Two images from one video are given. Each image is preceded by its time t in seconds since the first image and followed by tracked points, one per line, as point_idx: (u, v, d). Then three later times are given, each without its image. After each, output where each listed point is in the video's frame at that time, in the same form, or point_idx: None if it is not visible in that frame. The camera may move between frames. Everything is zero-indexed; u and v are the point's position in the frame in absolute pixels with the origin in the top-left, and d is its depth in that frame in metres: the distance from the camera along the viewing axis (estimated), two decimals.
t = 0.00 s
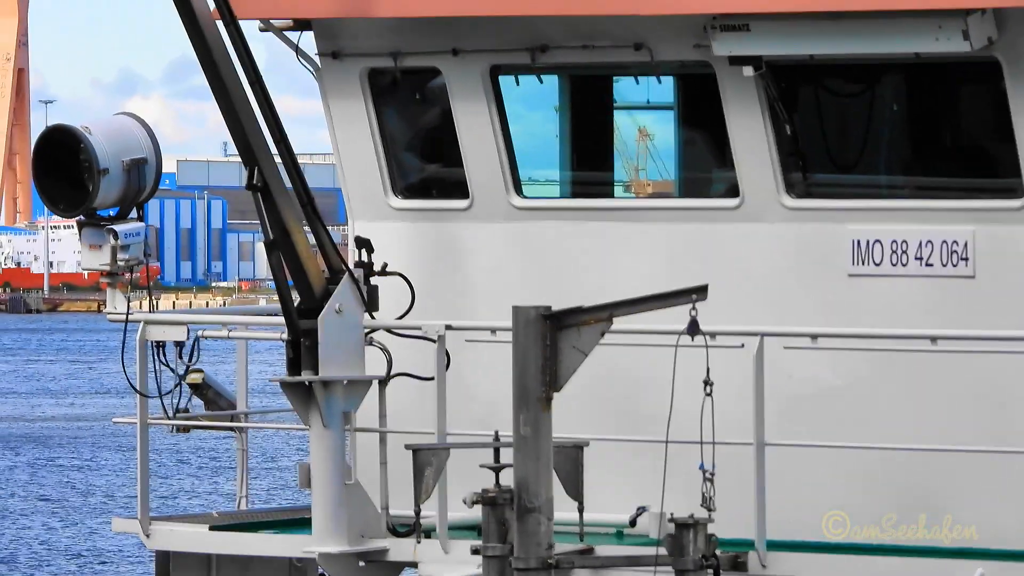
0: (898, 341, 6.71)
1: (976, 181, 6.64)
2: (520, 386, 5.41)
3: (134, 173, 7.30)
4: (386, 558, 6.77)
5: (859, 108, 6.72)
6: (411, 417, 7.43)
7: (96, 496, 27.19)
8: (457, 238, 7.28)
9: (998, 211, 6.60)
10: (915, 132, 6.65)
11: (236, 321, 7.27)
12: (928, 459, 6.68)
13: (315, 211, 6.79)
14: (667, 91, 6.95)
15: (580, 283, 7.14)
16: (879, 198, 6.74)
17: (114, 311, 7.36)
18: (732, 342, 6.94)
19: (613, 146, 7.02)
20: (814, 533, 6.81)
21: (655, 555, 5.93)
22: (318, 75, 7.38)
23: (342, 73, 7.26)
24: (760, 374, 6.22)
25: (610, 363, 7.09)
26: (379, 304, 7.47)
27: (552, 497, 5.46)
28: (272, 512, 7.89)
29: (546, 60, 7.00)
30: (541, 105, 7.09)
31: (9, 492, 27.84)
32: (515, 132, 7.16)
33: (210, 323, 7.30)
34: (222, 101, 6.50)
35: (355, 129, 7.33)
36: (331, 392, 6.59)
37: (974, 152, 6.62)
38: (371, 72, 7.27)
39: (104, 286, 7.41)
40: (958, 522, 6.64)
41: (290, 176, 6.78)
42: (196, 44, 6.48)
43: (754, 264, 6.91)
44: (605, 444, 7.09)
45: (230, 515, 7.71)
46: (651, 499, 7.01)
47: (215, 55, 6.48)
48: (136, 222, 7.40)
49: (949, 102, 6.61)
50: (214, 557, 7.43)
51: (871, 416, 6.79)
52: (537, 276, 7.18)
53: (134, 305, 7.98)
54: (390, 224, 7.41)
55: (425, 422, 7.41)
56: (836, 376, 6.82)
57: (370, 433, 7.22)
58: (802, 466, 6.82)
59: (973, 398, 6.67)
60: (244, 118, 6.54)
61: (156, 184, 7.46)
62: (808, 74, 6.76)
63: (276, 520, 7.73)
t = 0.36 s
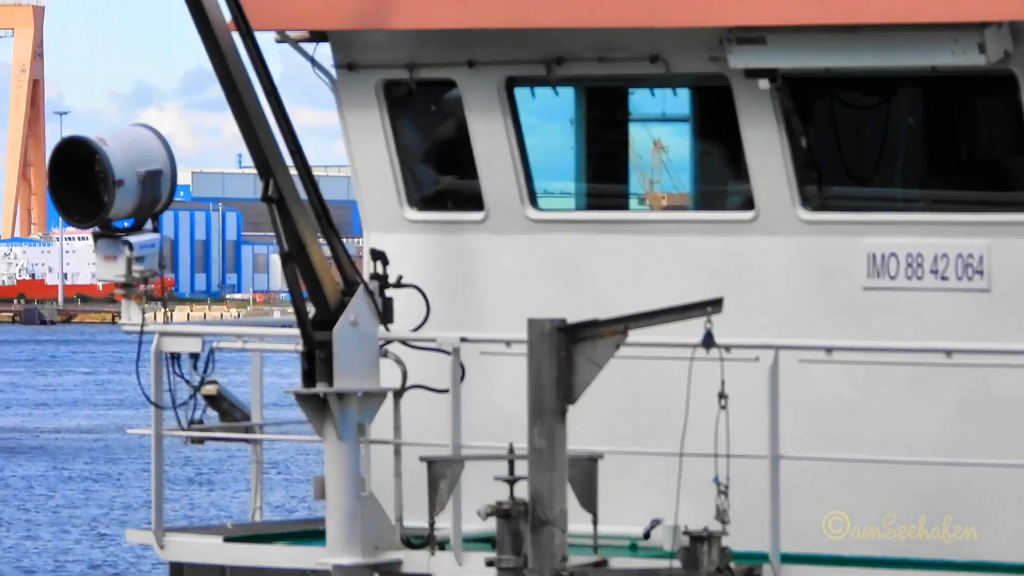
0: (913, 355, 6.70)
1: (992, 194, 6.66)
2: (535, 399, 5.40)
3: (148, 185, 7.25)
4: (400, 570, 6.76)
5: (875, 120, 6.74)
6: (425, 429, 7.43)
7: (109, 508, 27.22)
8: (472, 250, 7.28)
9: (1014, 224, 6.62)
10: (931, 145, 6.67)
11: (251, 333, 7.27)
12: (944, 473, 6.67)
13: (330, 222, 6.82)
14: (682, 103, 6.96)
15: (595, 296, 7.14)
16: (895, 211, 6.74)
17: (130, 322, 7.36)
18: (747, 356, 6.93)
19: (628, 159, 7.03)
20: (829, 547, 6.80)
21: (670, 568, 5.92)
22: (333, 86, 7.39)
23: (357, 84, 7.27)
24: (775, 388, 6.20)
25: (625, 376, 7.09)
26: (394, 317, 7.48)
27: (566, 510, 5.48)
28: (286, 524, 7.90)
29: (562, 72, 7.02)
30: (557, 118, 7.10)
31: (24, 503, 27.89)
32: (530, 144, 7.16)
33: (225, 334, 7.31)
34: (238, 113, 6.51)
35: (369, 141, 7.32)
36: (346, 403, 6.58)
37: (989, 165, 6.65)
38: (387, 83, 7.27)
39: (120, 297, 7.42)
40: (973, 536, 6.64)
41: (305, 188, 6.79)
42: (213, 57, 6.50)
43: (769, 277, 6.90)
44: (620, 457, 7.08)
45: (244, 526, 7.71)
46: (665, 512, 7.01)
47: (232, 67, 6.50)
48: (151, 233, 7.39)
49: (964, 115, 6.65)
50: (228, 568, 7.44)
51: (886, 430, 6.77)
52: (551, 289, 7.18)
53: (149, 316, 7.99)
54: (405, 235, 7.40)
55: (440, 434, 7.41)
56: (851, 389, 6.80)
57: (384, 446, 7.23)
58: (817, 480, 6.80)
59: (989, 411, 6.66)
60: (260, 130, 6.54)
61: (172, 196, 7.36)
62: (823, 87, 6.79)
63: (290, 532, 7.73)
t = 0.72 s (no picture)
0: (930, 368, 6.71)
1: (1009, 208, 6.67)
2: (552, 409, 5.22)
3: (165, 198, 7.25)
4: None
5: (892, 134, 6.73)
6: (442, 441, 7.46)
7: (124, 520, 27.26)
8: (490, 263, 7.31)
9: None
10: (948, 158, 6.67)
11: (268, 345, 7.28)
12: (960, 485, 6.70)
13: (348, 236, 6.73)
14: (700, 117, 6.96)
15: (612, 309, 7.15)
16: (912, 225, 6.75)
17: (147, 334, 7.37)
18: (764, 369, 6.94)
19: (644, 172, 7.05)
20: (846, 559, 6.82)
21: None
22: (351, 99, 7.41)
23: (375, 97, 7.29)
24: (793, 402, 6.20)
25: (642, 389, 7.10)
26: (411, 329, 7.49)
27: (583, 522, 5.31)
28: (303, 535, 7.92)
29: (579, 85, 7.02)
30: (574, 131, 7.10)
31: (38, 515, 27.90)
32: (547, 157, 7.18)
33: (242, 346, 7.33)
34: (257, 129, 6.42)
35: (387, 154, 7.35)
36: (363, 416, 6.55)
37: (1006, 179, 6.65)
38: (404, 96, 7.29)
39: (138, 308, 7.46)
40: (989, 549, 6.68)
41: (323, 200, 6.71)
42: (231, 71, 6.38)
43: (786, 290, 6.92)
44: (636, 470, 7.09)
45: (261, 538, 7.73)
46: (682, 525, 7.02)
47: (250, 82, 6.38)
48: (169, 245, 7.42)
49: (981, 130, 6.64)
50: None
51: (903, 443, 6.78)
52: (568, 302, 7.20)
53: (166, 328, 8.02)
54: (424, 248, 7.42)
55: (456, 446, 7.43)
56: (868, 402, 6.81)
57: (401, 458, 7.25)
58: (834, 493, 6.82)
59: (1006, 425, 6.68)
60: (278, 144, 6.45)
61: (189, 208, 7.38)
62: (840, 100, 6.78)
63: (307, 543, 7.75)
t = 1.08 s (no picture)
0: (952, 381, 6.70)
1: None
2: (573, 421, 5.13)
3: (186, 210, 7.26)
4: None
5: (913, 146, 6.71)
6: (463, 454, 7.46)
7: (144, 532, 27.31)
8: (511, 275, 7.31)
9: None
10: (969, 170, 6.67)
11: (289, 358, 7.30)
12: (982, 498, 6.69)
13: (369, 248, 6.74)
14: (721, 129, 6.95)
15: (633, 321, 7.14)
16: (933, 238, 6.74)
17: (167, 347, 7.37)
18: (786, 381, 6.93)
19: (665, 184, 7.03)
20: (868, 572, 6.79)
21: None
22: (372, 111, 7.42)
23: (395, 109, 7.29)
24: (814, 414, 6.18)
25: (663, 402, 7.09)
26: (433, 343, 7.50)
27: (605, 535, 5.16)
28: (324, 548, 7.92)
29: (601, 97, 7.04)
30: (595, 143, 7.11)
31: (59, 528, 27.95)
32: (568, 169, 7.18)
33: (263, 359, 7.34)
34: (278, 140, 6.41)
35: (408, 166, 7.33)
36: (384, 428, 6.54)
37: None
38: (425, 108, 7.29)
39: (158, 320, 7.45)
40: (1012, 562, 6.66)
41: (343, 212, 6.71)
42: (253, 85, 6.38)
43: (808, 303, 6.92)
44: (657, 483, 7.08)
45: (282, 551, 7.74)
46: (703, 538, 7.00)
47: (272, 96, 6.39)
48: (189, 257, 7.45)
49: (1003, 142, 6.64)
50: None
51: (925, 456, 6.76)
52: (589, 315, 7.21)
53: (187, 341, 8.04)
54: (445, 260, 7.40)
55: (477, 459, 7.43)
56: (889, 415, 6.79)
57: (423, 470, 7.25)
58: (856, 507, 6.80)
59: None
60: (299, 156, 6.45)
61: (210, 221, 7.37)
62: (862, 111, 6.77)
63: (328, 556, 7.76)
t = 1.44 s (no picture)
0: (983, 396, 6.68)
1: None
2: (603, 437, 5.11)
3: (216, 223, 7.31)
4: None
5: (944, 162, 6.72)
6: (493, 468, 7.48)
7: (173, 545, 27.41)
8: (541, 289, 7.33)
9: None
10: (1000, 185, 6.65)
11: (319, 372, 7.33)
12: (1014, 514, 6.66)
13: (399, 262, 6.75)
14: (752, 143, 6.96)
15: (663, 336, 7.15)
16: (965, 253, 6.72)
17: (196, 360, 7.44)
18: (816, 397, 6.92)
19: (694, 200, 7.04)
20: None
21: None
22: (402, 126, 7.43)
23: (426, 123, 7.31)
24: (843, 430, 6.17)
25: (692, 417, 7.09)
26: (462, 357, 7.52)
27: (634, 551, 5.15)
28: (353, 562, 7.94)
29: (632, 111, 7.03)
30: (625, 157, 7.11)
31: (89, 541, 28.05)
32: (599, 183, 7.20)
33: (293, 373, 7.38)
34: (308, 153, 6.38)
35: (439, 180, 7.38)
36: (414, 443, 6.54)
37: None
38: (456, 123, 7.32)
39: (188, 333, 7.51)
40: None
41: (374, 226, 6.67)
42: (283, 97, 6.36)
43: (838, 318, 6.92)
44: (687, 498, 7.08)
45: (311, 565, 7.76)
46: (733, 553, 6.99)
47: (303, 109, 6.36)
48: (219, 272, 7.46)
49: None
50: None
51: (957, 472, 6.74)
52: (619, 330, 7.21)
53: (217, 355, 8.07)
54: (474, 273, 7.46)
55: (507, 473, 7.45)
56: (920, 431, 6.77)
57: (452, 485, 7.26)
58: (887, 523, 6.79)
59: None
60: (329, 168, 6.42)
61: (240, 235, 7.43)
62: (892, 127, 6.77)
63: (358, 570, 7.78)
